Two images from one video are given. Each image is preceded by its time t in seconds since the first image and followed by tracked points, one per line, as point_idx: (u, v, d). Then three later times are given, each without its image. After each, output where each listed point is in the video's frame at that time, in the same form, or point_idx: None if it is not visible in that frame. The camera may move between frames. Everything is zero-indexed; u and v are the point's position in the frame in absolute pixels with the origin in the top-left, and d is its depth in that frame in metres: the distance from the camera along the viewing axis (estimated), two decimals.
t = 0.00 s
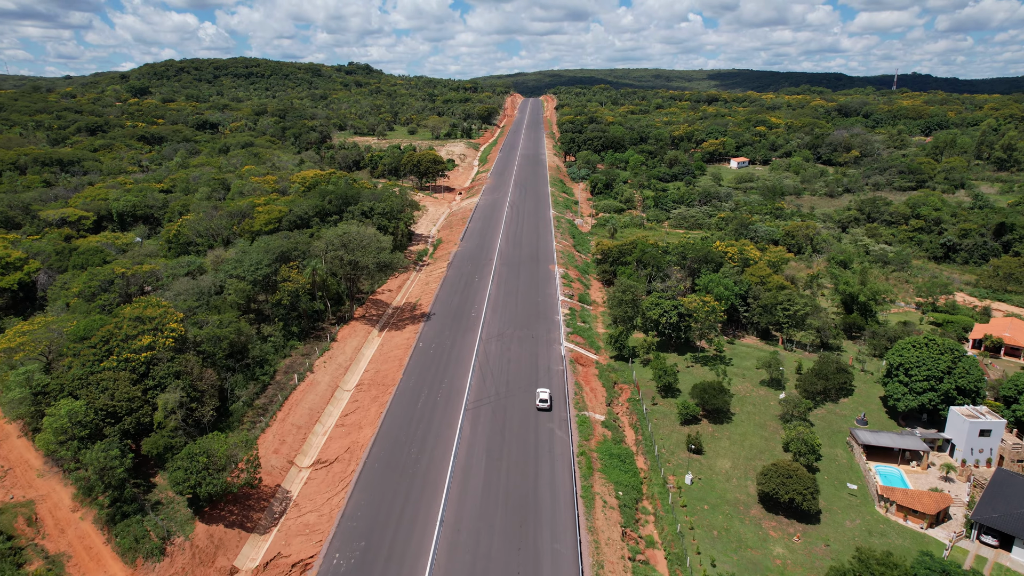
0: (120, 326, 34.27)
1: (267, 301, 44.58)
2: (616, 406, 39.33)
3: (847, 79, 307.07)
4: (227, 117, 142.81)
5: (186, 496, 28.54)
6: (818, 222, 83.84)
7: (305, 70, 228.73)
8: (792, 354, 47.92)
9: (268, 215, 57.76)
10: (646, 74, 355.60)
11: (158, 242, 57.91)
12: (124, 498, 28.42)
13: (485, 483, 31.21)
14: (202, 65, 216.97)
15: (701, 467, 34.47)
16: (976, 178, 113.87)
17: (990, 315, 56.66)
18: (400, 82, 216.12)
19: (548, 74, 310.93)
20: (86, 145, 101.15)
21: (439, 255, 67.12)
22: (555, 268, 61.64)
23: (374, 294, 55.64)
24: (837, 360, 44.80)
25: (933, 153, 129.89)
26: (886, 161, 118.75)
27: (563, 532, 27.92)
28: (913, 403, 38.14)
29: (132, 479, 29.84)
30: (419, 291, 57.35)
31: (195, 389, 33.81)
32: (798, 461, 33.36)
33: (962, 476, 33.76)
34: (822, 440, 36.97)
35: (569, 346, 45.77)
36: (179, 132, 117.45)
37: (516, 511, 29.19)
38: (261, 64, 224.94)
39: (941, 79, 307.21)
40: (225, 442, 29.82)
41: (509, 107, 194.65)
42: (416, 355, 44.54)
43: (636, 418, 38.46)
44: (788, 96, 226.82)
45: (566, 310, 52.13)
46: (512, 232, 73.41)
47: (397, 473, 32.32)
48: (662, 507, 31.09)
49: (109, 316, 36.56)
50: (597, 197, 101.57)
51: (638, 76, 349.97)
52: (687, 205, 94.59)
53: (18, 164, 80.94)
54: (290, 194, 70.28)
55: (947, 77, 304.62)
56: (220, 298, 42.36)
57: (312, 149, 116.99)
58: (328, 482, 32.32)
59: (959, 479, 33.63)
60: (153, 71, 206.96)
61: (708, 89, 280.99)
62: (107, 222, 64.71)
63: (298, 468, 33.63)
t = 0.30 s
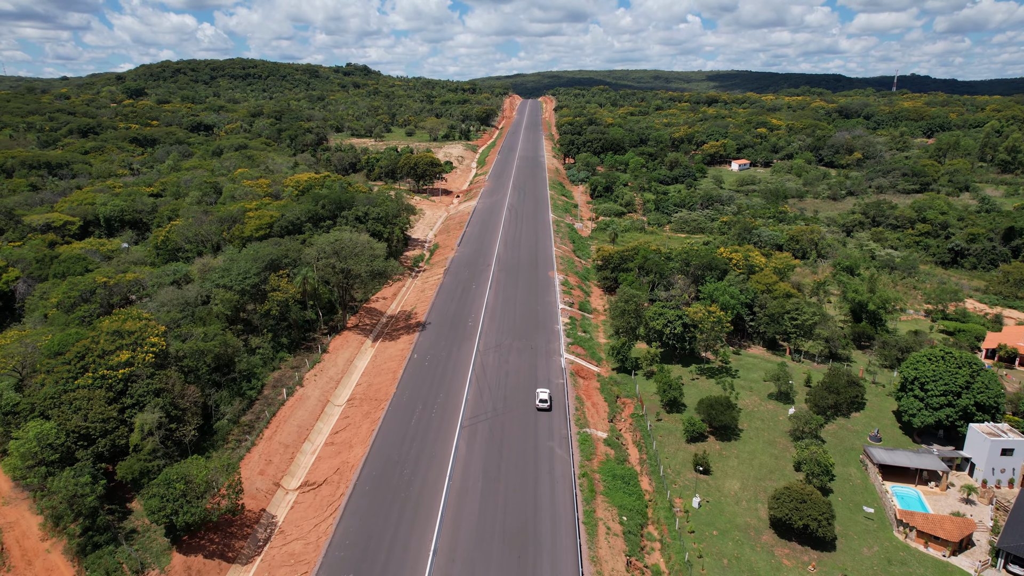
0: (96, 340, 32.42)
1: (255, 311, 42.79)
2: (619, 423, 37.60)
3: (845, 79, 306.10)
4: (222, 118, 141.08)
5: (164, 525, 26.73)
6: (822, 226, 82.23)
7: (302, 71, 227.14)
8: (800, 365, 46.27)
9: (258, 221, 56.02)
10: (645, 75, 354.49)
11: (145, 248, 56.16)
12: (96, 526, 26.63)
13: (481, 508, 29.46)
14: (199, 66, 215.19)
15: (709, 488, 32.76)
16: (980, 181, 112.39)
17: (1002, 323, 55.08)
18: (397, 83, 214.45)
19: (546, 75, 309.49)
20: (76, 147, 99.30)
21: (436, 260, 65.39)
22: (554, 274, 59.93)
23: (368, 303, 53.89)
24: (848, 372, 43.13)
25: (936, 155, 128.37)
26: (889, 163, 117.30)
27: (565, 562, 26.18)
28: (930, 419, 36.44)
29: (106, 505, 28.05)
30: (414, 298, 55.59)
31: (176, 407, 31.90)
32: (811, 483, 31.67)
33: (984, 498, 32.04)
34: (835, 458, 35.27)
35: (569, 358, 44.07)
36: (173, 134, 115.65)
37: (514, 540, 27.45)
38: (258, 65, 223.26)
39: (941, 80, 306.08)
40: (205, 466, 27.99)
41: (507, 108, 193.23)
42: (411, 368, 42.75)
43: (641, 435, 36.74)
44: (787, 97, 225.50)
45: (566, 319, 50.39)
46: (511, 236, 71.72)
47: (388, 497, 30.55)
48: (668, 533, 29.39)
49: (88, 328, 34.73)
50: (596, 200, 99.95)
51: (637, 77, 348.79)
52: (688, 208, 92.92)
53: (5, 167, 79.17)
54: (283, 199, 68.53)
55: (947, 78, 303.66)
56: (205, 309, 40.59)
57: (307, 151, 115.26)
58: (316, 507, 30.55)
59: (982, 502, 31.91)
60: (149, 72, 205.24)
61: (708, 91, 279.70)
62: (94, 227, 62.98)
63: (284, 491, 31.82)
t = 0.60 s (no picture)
0: (68, 358, 30.44)
1: (241, 325, 40.94)
2: (623, 443, 35.75)
3: (845, 79, 304.98)
4: (217, 119, 139.14)
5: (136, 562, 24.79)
6: (827, 230, 80.55)
7: (300, 72, 225.30)
8: (810, 378, 44.47)
9: (248, 227, 54.17)
10: (645, 76, 353.13)
11: (130, 255, 54.25)
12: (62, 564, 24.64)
13: (478, 539, 27.58)
14: (196, 67, 213.34)
15: (719, 515, 30.85)
16: (986, 183, 110.85)
17: (1017, 333, 53.39)
18: (395, 84, 212.69)
19: (546, 76, 307.94)
20: (66, 150, 97.40)
21: (432, 267, 63.50)
22: (554, 282, 58.07)
23: (361, 313, 52.02)
24: (862, 387, 41.27)
25: (940, 157, 126.74)
26: (893, 165, 115.67)
27: None
28: (950, 439, 34.63)
29: (74, 538, 26.11)
30: (409, 307, 53.70)
31: (153, 429, 29.86)
32: (828, 511, 29.77)
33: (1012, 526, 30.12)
34: (851, 480, 33.40)
35: (570, 371, 42.21)
36: (165, 135, 113.66)
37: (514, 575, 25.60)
38: (255, 66, 221.55)
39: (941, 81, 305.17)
40: (180, 497, 25.97)
41: (506, 110, 191.65)
42: (404, 383, 40.86)
43: (647, 456, 34.89)
44: (788, 98, 224.05)
45: (567, 330, 48.58)
46: (510, 242, 69.91)
47: (378, 525, 28.66)
48: (677, 565, 27.47)
49: (62, 344, 32.82)
50: (597, 203, 98.16)
51: (636, 78, 347.60)
52: (690, 212, 91.05)
53: None
54: (275, 204, 66.62)
55: (948, 79, 302.57)
56: (188, 322, 38.68)
57: (302, 154, 113.38)
58: (301, 537, 28.64)
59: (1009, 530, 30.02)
60: (145, 73, 203.34)
61: (708, 91, 278.31)
62: (79, 233, 61.09)
63: (268, 519, 29.91)
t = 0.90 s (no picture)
0: (37, 377, 28.61)
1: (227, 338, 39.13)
2: (627, 463, 34.03)
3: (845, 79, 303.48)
4: (213, 120, 137.40)
5: None
6: (832, 234, 78.89)
7: (298, 72, 223.58)
8: (821, 392, 42.76)
9: (238, 233, 52.39)
10: (644, 76, 351.83)
11: (116, 262, 52.47)
12: None
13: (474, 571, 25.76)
14: (193, 67, 211.69)
15: (729, 542, 29.09)
16: (991, 185, 109.24)
17: None
18: (394, 84, 211.13)
19: (545, 76, 306.23)
20: (57, 151, 95.63)
21: (428, 273, 61.73)
22: (554, 289, 56.30)
23: (354, 322, 50.32)
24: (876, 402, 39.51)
25: (944, 158, 125.05)
26: (897, 167, 114.00)
27: None
28: (972, 460, 32.87)
29: (39, 573, 24.30)
30: (404, 316, 51.90)
31: (128, 453, 28.01)
32: (846, 540, 27.99)
33: None
34: (867, 504, 31.67)
35: (570, 385, 40.47)
36: (159, 137, 111.89)
37: None
38: (253, 66, 219.99)
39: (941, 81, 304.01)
40: (153, 530, 24.14)
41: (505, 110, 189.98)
42: (398, 398, 39.04)
43: (652, 478, 33.17)
44: (789, 99, 222.60)
45: (568, 340, 46.81)
46: (508, 246, 68.17)
47: (368, 556, 26.80)
48: None
49: (34, 361, 30.99)
50: (597, 206, 96.48)
51: (636, 78, 346.24)
52: (693, 215, 89.29)
53: None
54: (268, 208, 64.85)
55: (948, 80, 301.36)
56: (170, 336, 36.86)
57: (298, 156, 111.65)
58: (284, 568, 26.68)
59: None
60: (142, 73, 201.69)
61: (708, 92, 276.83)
62: (65, 238, 59.32)
63: (250, 548, 28.02)
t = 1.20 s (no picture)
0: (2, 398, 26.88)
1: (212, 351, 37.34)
2: (631, 487, 32.25)
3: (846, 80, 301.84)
4: (209, 121, 135.66)
5: None
6: (838, 238, 77.19)
7: (296, 73, 221.96)
8: (832, 406, 40.97)
9: (227, 239, 50.61)
10: (645, 77, 350.48)
11: (100, 270, 50.63)
12: None
13: None
14: (191, 67, 210.11)
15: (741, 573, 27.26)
16: (998, 187, 107.49)
17: None
18: (393, 85, 209.52)
19: (545, 76, 305.05)
20: (47, 153, 93.84)
21: (425, 280, 59.91)
22: (554, 297, 54.48)
23: (347, 333, 48.55)
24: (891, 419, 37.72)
25: (949, 160, 123.28)
26: (902, 169, 112.22)
27: None
28: (996, 483, 31.06)
29: None
30: (399, 326, 50.05)
31: (99, 481, 26.31)
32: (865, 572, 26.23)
33: None
34: (886, 531, 29.87)
35: (571, 402, 38.69)
36: (152, 138, 110.11)
37: None
38: (251, 66, 218.38)
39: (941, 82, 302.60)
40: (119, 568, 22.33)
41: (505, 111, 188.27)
42: (391, 414, 37.19)
43: (658, 502, 31.37)
44: (790, 100, 221.01)
45: (568, 352, 45.02)
46: (507, 252, 66.40)
47: None
48: None
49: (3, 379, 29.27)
50: (598, 210, 94.73)
51: (636, 78, 344.66)
52: (696, 218, 87.45)
53: None
54: (260, 213, 63.06)
55: (948, 81, 299.91)
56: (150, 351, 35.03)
57: (294, 158, 109.84)
58: None
59: None
60: (139, 73, 200.09)
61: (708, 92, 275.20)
62: (49, 245, 57.50)
63: None
